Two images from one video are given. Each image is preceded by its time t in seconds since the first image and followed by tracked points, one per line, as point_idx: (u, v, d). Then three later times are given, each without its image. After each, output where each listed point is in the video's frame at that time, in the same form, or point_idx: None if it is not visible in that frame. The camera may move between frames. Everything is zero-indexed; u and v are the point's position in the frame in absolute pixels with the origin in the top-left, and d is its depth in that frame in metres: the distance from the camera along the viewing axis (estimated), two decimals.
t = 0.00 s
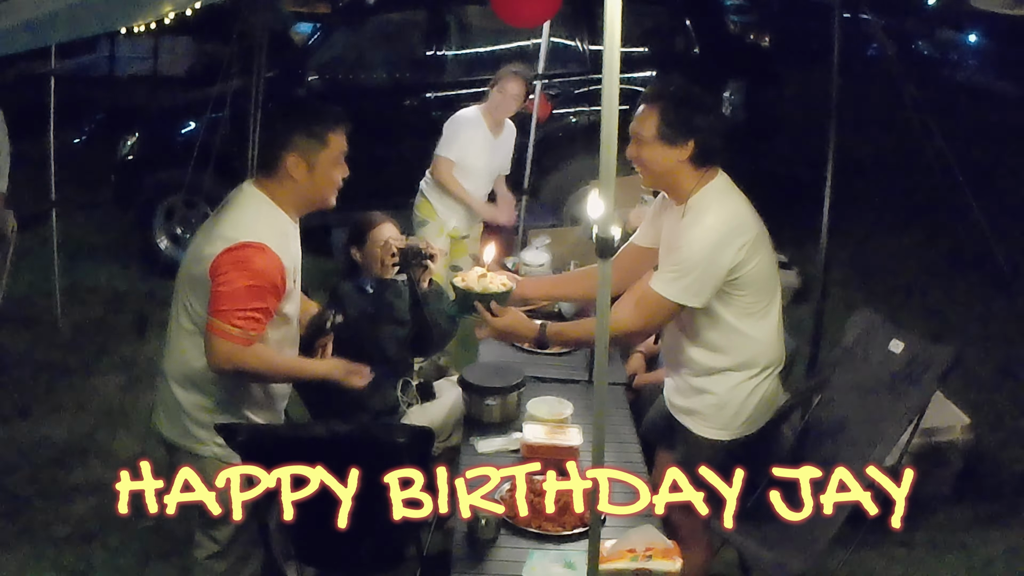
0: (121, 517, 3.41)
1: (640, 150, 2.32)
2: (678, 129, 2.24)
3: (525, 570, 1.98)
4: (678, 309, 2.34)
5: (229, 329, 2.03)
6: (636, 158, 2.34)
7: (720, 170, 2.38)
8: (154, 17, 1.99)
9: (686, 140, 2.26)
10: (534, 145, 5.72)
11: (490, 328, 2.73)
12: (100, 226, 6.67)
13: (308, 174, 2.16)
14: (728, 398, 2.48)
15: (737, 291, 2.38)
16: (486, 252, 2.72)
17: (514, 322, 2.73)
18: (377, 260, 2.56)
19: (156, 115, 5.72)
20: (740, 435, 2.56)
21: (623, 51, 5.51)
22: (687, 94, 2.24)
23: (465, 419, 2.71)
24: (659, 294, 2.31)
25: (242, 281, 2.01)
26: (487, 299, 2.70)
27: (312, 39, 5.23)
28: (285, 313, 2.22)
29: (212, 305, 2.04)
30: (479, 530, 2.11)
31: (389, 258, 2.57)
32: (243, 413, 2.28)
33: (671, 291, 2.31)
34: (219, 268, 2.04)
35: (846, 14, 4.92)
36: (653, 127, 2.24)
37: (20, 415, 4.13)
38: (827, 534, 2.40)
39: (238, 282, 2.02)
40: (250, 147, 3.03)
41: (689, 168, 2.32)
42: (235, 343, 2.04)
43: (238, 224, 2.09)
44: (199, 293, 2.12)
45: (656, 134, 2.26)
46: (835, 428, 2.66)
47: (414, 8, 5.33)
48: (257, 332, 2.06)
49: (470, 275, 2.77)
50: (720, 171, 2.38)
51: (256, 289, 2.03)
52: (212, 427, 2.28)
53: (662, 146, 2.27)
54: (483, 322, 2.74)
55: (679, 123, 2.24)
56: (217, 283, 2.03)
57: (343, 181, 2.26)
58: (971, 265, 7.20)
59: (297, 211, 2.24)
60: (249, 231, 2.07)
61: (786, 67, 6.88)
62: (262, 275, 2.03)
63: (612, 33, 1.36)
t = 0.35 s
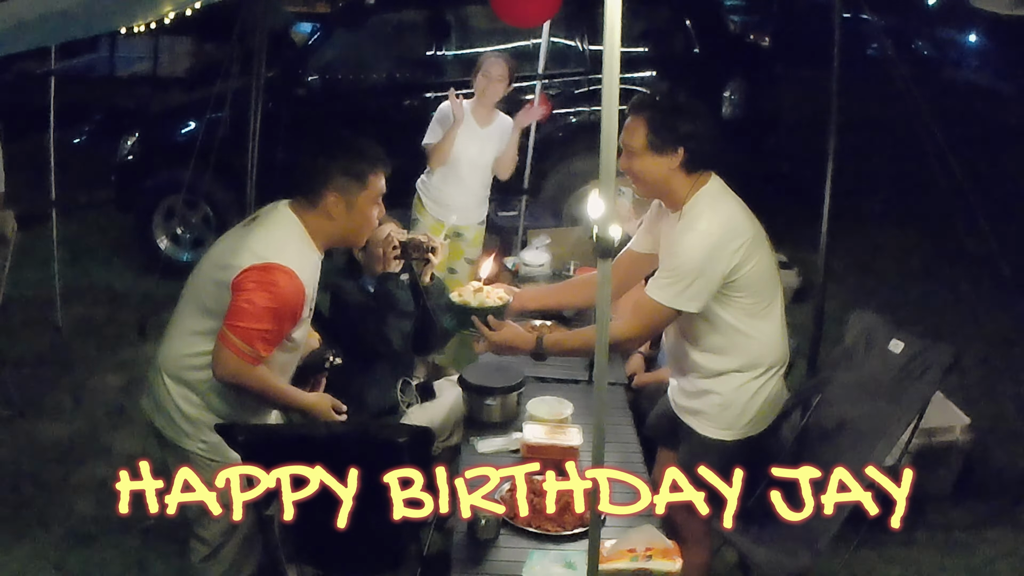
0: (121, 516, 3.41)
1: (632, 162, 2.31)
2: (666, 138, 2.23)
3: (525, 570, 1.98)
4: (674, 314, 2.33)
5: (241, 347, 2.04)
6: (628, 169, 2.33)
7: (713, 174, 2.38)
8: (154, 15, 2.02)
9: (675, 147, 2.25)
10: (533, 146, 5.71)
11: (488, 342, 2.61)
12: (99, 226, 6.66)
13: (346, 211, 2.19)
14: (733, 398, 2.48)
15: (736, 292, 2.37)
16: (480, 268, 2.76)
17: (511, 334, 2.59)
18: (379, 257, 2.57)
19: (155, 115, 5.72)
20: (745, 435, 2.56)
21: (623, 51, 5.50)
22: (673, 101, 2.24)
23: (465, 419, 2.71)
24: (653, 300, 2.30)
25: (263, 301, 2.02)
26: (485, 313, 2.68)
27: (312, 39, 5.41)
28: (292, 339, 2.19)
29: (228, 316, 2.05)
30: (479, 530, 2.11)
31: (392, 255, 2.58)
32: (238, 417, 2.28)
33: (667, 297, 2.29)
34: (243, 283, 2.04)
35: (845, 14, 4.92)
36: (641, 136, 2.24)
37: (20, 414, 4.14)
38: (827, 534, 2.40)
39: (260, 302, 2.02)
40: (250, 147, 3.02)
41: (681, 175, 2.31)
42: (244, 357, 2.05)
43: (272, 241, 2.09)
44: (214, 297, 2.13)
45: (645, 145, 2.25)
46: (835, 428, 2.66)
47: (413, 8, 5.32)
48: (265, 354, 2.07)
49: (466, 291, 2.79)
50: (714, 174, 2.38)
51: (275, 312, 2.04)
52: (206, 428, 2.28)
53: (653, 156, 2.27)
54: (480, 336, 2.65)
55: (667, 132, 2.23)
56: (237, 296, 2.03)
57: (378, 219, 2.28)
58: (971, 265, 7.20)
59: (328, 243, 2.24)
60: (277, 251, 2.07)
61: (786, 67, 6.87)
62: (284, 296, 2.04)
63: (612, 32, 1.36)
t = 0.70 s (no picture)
0: (121, 517, 3.41)
1: (629, 166, 2.30)
2: (662, 142, 2.22)
3: (525, 570, 1.98)
4: (667, 314, 2.33)
5: (249, 351, 2.03)
6: (624, 173, 2.31)
7: (709, 176, 2.38)
8: (155, 17, 1.99)
9: (673, 150, 2.24)
10: (533, 146, 5.71)
11: (477, 344, 2.45)
12: (98, 225, 6.65)
13: (361, 225, 2.20)
14: (735, 397, 2.48)
15: (734, 292, 2.38)
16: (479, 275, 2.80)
17: (504, 335, 2.45)
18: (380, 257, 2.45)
19: (156, 115, 5.72)
20: (748, 434, 2.55)
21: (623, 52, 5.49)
22: (668, 104, 2.21)
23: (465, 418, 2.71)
24: (645, 301, 2.29)
25: (277, 309, 2.01)
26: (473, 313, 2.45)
27: (312, 40, 5.46)
28: (302, 348, 2.19)
29: (241, 319, 2.04)
30: (479, 530, 2.11)
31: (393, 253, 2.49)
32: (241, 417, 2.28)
33: (662, 298, 2.29)
34: (258, 288, 2.03)
35: (846, 15, 4.92)
36: (637, 142, 2.22)
37: (19, 415, 4.13)
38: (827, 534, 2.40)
39: (274, 309, 2.01)
40: (251, 146, 3.02)
41: (679, 178, 2.31)
42: (254, 363, 2.04)
43: (289, 250, 2.09)
44: (228, 297, 2.12)
45: (643, 149, 2.23)
46: (835, 428, 2.66)
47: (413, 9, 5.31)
48: (273, 361, 2.07)
49: (452, 288, 2.56)
50: (709, 177, 2.38)
51: (287, 320, 2.03)
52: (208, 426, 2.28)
53: (649, 160, 2.25)
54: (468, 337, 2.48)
55: (662, 136, 2.22)
56: (252, 299, 2.03)
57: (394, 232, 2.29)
58: (971, 265, 7.20)
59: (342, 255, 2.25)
60: (295, 258, 2.07)
61: (786, 67, 6.87)
62: (298, 304, 2.03)
63: (612, 33, 1.37)
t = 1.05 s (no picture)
0: (121, 517, 3.41)
1: (627, 168, 2.28)
2: (657, 144, 2.22)
3: (525, 571, 1.98)
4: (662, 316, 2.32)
5: (243, 347, 2.05)
6: (620, 175, 2.30)
7: (704, 176, 2.37)
8: (154, 16, 1.99)
9: (668, 152, 2.24)
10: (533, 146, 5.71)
11: (469, 345, 2.48)
12: (98, 225, 6.65)
13: (356, 218, 2.18)
14: (734, 397, 2.49)
15: (731, 292, 2.37)
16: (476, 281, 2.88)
17: (496, 336, 2.46)
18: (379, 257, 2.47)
19: (156, 115, 5.72)
20: (748, 433, 2.56)
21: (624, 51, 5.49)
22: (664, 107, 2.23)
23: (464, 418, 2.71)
24: (639, 303, 2.27)
25: (270, 307, 2.01)
26: (466, 314, 2.49)
27: (312, 39, 5.40)
28: (297, 343, 2.18)
29: (236, 319, 2.05)
30: (479, 530, 2.11)
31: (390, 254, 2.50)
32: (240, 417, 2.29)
33: (658, 301, 2.27)
34: (252, 287, 2.03)
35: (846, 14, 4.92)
36: (633, 142, 2.21)
37: (20, 415, 4.13)
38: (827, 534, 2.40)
39: (264, 304, 2.02)
40: (251, 145, 3.03)
41: (674, 180, 2.31)
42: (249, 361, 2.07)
43: (281, 246, 2.09)
44: (222, 294, 2.12)
45: (638, 150, 2.23)
46: (835, 428, 2.66)
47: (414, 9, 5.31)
48: (269, 358, 2.08)
49: (446, 291, 2.59)
50: (705, 177, 2.37)
51: (281, 317, 2.04)
52: (206, 427, 2.29)
53: (644, 161, 2.25)
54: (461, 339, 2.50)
55: (658, 138, 2.22)
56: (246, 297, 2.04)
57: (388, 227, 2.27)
58: (971, 265, 7.20)
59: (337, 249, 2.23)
60: (290, 257, 2.07)
61: (786, 67, 6.87)
62: (291, 301, 2.04)
63: (611, 34, 1.37)
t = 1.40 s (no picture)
0: (121, 516, 3.41)
1: (629, 161, 2.29)
2: (668, 137, 2.23)
3: (525, 570, 1.98)
4: (665, 314, 2.32)
5: (221, 330, 2.05)
6: (626, 170, 2.30)
7: (705, 176, 2.38)
8: (154, 17, 1.97)
9: (676, 149, 2.26)
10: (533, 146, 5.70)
11: (471, 339, 2.44)
12: (98, 226, 6.65)
13: (288, 171, 2.21)
14: (732, 396, 2.49)
15: (732, 292, 2.37)
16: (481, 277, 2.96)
17: (499, 330, 2.43)
18: (381, 257, 2.68)
19: (155, 115, 5.71)
20: (747, 433, 2.56)
21: (623, 51, 5.50)
22: (675, 104, 2.24)
23: (465, 418, 2.71)
24: (642, 301, 2.27)
25: (230, 282, 2.03)
26: (469, 308, 2.42)
27: (312, 40, 5.41)
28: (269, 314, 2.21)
29: (202, 308, 2.06)
30: (479, 530, 2.11)
31: (390, 259, 2.68)
32: (236, 415, 2.29)
33: (660, 299, 2.27)
34: (203, 271, 2.04)
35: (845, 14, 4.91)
36: (643, 134, 2.21)
37: (19, 415, 4.13)
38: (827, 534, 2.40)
39: (222, 277, 2.03)
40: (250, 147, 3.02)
41: (679, 176, 2.32)
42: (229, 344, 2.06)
43: (223, 224, 2.10)
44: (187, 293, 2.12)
45: (647, 144, 2.23)
46: (835, 428, 2.67)
47: (413, 9, 5.30)
48: (248, 332, 2.09)
49: (448, 284, 2.56)
50: (705, 176, 2.38)
51: (242, 288, 2.05)
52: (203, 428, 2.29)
53: (652, 156, 2.25)
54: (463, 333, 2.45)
55: (668, 133, 2.23)
56: (205, 280, 2.04)
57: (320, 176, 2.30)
58: (971, 265, 7.20)
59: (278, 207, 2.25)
60: (235, 228, 2.09)
61: (786, 67, 6.87)
62: (248, 271, 2.05)
63: (611, 33, 1.37)
